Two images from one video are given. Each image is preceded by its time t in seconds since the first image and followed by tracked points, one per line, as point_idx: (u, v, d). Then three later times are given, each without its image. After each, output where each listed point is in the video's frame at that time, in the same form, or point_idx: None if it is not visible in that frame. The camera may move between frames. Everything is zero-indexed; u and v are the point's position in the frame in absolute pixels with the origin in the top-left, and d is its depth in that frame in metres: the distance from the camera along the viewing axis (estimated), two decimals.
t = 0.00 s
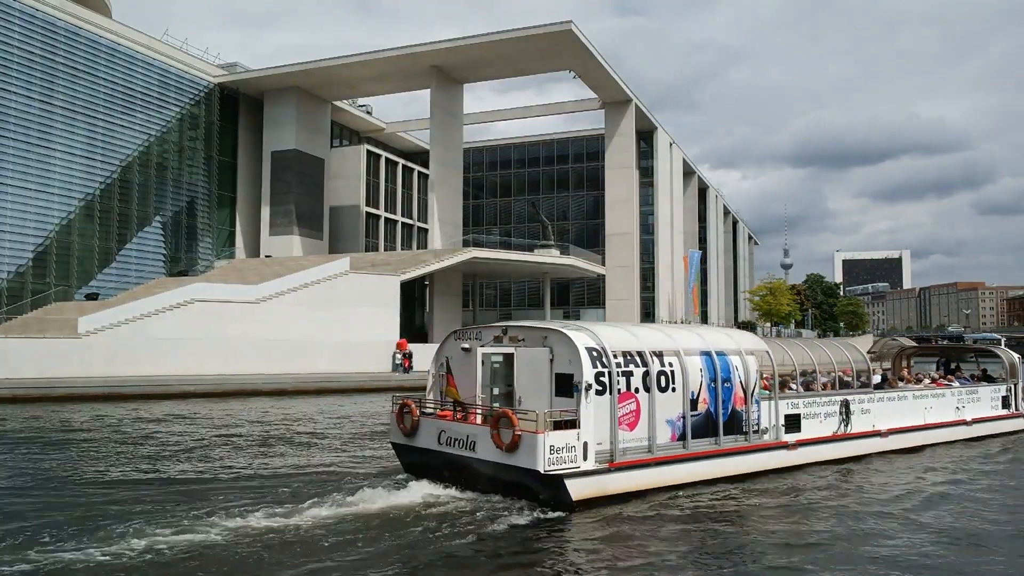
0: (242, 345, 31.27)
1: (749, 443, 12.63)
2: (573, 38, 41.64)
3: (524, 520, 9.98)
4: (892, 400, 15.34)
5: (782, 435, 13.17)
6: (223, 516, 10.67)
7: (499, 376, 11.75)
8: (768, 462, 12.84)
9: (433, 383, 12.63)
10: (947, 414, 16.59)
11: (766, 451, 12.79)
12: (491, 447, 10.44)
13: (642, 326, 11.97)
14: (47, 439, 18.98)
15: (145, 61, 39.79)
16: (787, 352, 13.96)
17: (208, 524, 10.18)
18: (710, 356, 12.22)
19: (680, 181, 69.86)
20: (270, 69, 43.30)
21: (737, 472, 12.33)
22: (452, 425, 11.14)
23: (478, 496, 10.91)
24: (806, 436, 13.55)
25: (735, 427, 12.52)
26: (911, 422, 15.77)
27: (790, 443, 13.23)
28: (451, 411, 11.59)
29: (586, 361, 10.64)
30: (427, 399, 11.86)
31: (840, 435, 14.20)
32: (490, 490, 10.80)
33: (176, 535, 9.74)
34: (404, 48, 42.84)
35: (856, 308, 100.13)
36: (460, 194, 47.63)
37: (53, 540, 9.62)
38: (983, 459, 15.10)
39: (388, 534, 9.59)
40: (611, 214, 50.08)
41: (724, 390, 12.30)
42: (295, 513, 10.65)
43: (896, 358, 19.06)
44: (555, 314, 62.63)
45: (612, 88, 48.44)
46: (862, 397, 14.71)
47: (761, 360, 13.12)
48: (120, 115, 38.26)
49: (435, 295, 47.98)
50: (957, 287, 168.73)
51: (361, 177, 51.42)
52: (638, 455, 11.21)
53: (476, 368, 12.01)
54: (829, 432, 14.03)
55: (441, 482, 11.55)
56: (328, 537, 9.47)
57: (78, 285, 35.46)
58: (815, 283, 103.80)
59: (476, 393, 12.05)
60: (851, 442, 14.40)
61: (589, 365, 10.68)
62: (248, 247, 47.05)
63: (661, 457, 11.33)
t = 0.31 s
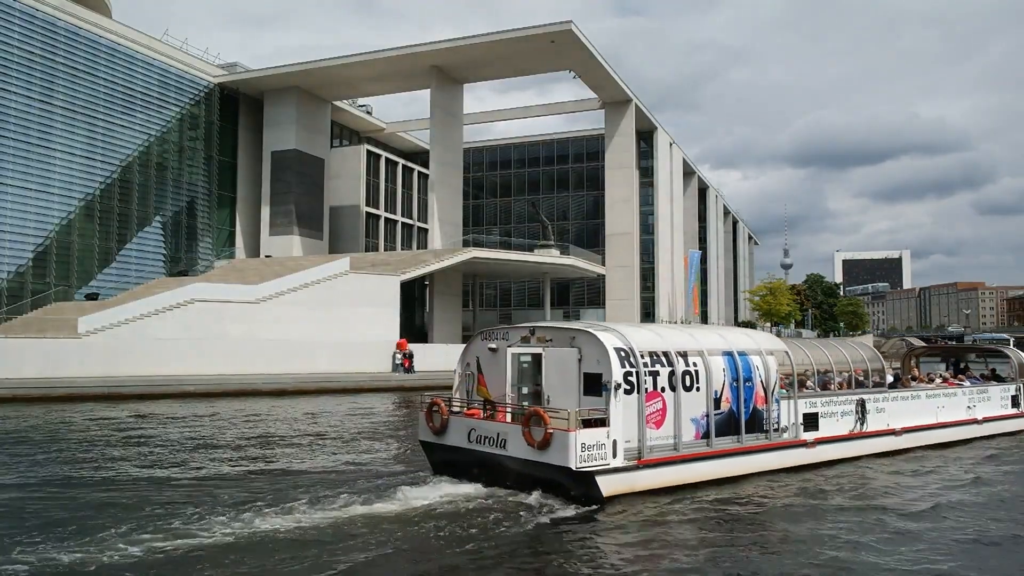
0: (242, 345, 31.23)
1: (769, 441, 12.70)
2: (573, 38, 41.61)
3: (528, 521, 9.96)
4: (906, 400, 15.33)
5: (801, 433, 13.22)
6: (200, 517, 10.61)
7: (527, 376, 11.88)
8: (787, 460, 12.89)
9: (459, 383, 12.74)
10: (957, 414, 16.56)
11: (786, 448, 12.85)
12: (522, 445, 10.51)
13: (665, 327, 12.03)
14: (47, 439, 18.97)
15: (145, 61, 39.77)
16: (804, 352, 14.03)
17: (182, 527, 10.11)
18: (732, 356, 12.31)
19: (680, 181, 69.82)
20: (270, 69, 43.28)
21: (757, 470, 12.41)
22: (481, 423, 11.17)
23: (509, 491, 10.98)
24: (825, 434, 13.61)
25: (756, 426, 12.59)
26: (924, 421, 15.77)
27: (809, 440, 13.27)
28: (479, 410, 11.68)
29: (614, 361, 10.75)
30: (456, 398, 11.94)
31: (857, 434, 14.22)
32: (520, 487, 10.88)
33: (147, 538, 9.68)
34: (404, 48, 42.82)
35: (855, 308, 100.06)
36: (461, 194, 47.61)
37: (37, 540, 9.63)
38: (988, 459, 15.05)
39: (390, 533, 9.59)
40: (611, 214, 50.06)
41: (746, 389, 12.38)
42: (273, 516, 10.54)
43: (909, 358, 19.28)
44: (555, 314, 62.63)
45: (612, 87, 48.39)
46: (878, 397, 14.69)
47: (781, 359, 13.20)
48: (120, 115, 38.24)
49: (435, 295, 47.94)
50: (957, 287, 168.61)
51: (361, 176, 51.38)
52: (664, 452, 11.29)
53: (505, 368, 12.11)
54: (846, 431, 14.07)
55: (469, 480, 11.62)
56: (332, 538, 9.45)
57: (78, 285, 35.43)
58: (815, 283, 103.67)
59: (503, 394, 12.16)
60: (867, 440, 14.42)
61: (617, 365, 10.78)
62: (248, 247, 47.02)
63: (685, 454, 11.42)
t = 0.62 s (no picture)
0: (242, 346, 31.27)
1: (789, 439, 12.76)
2: (573, 38, 41.60)
3: (532, 521, 9.95)
4: (919, 399, 15.36)
5: (820, 432, 13.27)
6: (189, 517, 10.63)
7: (553, 375, 11.90)
8: (806, 458, 12.96)
9: (485, 382, 12.78)
10: (968, 413, 16.56)
11: (805, 447, 12.92)
12: (552, 443, 10.62)
13: (687, 327, 12.09)
14: (47, 439, 18.95)
15: (145, 61, 39.76)
16: (821, 351, 14.05)
17: (169, 527, 10.13)
18: (752, 356, 12.37)
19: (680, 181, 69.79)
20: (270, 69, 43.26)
21: (777, 468, 12.49)
22: (509, 421, 11.25)
23: (536, 489, 11.01)
24: (842, 432, 13.69)
25: (777, 424, 12.65)
26: (937, 420, 15.78)
27: (827, 439, 13.34)
28: (505, 409, 11.76)
29: (642, 361, 10.80)
30: (483, 398, 11.98)
31: (873, 432, 14.28)
32: (549, 483, 10.99)
33: (136, 537, 9.71)
34: (404, 48, 42.81)
35: (856, 309, 99.91)
36: (460, 194, 47.59)
37: (42, 540, 9.66)
38: (993, 459, 15.02)
39: (394, 534, 9.59)
40: (611, 214, 50.04)
41: (766, 389, 12.45)
42: (261, 517, 10.55)
43: (917, 359, 19.29)
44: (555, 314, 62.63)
45: (612, 87, 48.36)
46: (892, 396, 14.72)
47: (800, 359, 13.24)
48: (120, 115, 38.21)
49: (435, 296, 47.92)
50: (957, 287, 168.46)
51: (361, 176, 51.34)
52: (688, 451, 11.35)
53: (534, 368, 12.07)
54: (862, 430, 14.12)
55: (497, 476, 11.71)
56: (337, 539, 9.45)
57: (78, 285, 35.44)
58: (815, 283, 103.55)
59: (528, 394, 12.17)
60: (883, 438, 14.47)
61: (645, 365, 10.84)
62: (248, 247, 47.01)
63: (709, 452, 11.49)
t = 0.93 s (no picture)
0: (242, 346, 31.46)
1: (810, 437, 12.98)
2: (573, 38, 41.81)
3: (536, 519, 10.10)
4: (932, 399, 15.59)
5: (839, 430, 13.50)
6: (189, 518, 10.78)
7: (582, 375, 12.14)
8: (826, 455, 13.18)
9: (512, 381, 13.01)
10: (980, 412, 16.77)
11: (825, 445, 13.14)
12: (584, 440, 10.85)
13: (711, 327, 12.33)
14: (49, 439, 19.17)
15: (145, 62, 39.96)
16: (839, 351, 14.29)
17: (166, 529, 10.24)
18: (774, 356, 12.61)
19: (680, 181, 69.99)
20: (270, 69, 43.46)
21: (798, 465, 12.71)
22: (540, 419, 11.52)
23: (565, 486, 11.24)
24: (860, 431, 13.92)
25: (798, 423, 12.87)
26: (950, 419, 16.00)
27: (846, 437, 13.57)
28: (534, 408, 12.03)
29: (670, 360, 11.05)
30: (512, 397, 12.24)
31: (889, 431, 14.50)
32: (580, 480, 11.20)
33: (134, 539, 9.84)
34: (404, 48, 43.03)
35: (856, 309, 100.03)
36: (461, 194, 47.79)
37: (50, 539, 9.85)
38: (993, 456, 15.19)
39: (400, 534, 9.74)
40: (611, 214, 50.23)
41: (788, 388, 12.69)
42: (264, 517, 10.71)
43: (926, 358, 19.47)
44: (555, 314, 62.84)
45: (612, 87, 48.55)
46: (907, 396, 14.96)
47: (819, 359, 13.47)
48: (120, 115, 38.44)
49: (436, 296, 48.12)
50: (957, 287, 168.59)
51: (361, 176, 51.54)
52: (715, 448, 11.56)
53: (562, 369, 12.39)
54: (879, 428, 14.34)
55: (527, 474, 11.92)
56: (342, 539, 9.61)
57: (78, 285, 35.66)
58: (816, 283, 103.73)
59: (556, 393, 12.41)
60: (899, 437, 14.69)
61: (673, 364, 11.08)
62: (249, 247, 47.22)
63: (735, 449, 11.71)
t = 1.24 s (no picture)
0: (242, 347, 31.64)
1: (828, 435, 13.20)
2: (573, 39, 42.00)
3: (539, 519, 10.27)
4: (944, 398, 15.80)
5: (854, 429, 13.73)
6: (195, 518, 10.97)
7: (607, 374, 12.37)
8: (842, 453, 13.42)
9: (535, 381, 13.24)
10: (990, 411, 16.96)
11: (841, 442, 13.37)
12: (610, 438, 11.06)
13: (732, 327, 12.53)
14: (50, 438, 19.35)
15: (145, 62, 40.15)
16: (855, 350, 14.49)
17: (160, 530, 10.33)
18: (793, 355, 12.81)
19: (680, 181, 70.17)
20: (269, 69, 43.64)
21: (816, 462, 12.94)
22: (565, 417, 11.73)
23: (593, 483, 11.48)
24: (876, 429, 14.15)
25: (817, 422, 13.08)
26: (961, 418, 16.21)
27: (861, 435, 13.81)
28: (559, 406, 12.25)
29: (695, 360, 11.26)
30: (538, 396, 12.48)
31: (903, 430, 14.72)
32: (606, 477, 11.45)
33: (118, 542, 9.87)
34: (404, 49, 43.22)
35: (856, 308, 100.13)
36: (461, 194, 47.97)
37: (56, 539, 10.04)
38: (993, 455, 15.34)
39: (404, 533, 9.93)
40: (611, 214, 50.40)
41: (807, 387, 12.90)
42: (269, 517, 10.89)
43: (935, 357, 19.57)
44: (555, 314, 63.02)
45: (612, 88, 48.72)
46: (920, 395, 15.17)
47: (836, 359, 13.68)
48: (120, 114, 38.62)
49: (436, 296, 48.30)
50: (957, 287, 168.68)
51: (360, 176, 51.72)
52: (737, 446, 11.76)
53: (587, 369, 12.62)
54: (894, 426, 14.56)
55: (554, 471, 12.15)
56: (346, 538, 9.79)
57: (78, 285, 35.85)
58: (816, 283, 103.87)
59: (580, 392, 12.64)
60: (912, 435, 14.92)
61: (698, 364, 11.29)
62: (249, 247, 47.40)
63: (757, 447, 11.94)
